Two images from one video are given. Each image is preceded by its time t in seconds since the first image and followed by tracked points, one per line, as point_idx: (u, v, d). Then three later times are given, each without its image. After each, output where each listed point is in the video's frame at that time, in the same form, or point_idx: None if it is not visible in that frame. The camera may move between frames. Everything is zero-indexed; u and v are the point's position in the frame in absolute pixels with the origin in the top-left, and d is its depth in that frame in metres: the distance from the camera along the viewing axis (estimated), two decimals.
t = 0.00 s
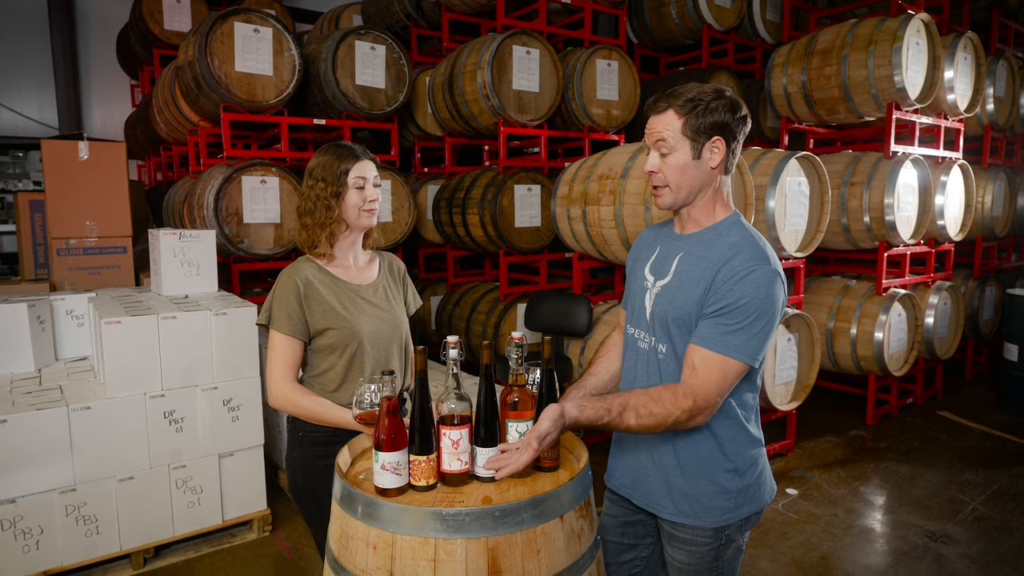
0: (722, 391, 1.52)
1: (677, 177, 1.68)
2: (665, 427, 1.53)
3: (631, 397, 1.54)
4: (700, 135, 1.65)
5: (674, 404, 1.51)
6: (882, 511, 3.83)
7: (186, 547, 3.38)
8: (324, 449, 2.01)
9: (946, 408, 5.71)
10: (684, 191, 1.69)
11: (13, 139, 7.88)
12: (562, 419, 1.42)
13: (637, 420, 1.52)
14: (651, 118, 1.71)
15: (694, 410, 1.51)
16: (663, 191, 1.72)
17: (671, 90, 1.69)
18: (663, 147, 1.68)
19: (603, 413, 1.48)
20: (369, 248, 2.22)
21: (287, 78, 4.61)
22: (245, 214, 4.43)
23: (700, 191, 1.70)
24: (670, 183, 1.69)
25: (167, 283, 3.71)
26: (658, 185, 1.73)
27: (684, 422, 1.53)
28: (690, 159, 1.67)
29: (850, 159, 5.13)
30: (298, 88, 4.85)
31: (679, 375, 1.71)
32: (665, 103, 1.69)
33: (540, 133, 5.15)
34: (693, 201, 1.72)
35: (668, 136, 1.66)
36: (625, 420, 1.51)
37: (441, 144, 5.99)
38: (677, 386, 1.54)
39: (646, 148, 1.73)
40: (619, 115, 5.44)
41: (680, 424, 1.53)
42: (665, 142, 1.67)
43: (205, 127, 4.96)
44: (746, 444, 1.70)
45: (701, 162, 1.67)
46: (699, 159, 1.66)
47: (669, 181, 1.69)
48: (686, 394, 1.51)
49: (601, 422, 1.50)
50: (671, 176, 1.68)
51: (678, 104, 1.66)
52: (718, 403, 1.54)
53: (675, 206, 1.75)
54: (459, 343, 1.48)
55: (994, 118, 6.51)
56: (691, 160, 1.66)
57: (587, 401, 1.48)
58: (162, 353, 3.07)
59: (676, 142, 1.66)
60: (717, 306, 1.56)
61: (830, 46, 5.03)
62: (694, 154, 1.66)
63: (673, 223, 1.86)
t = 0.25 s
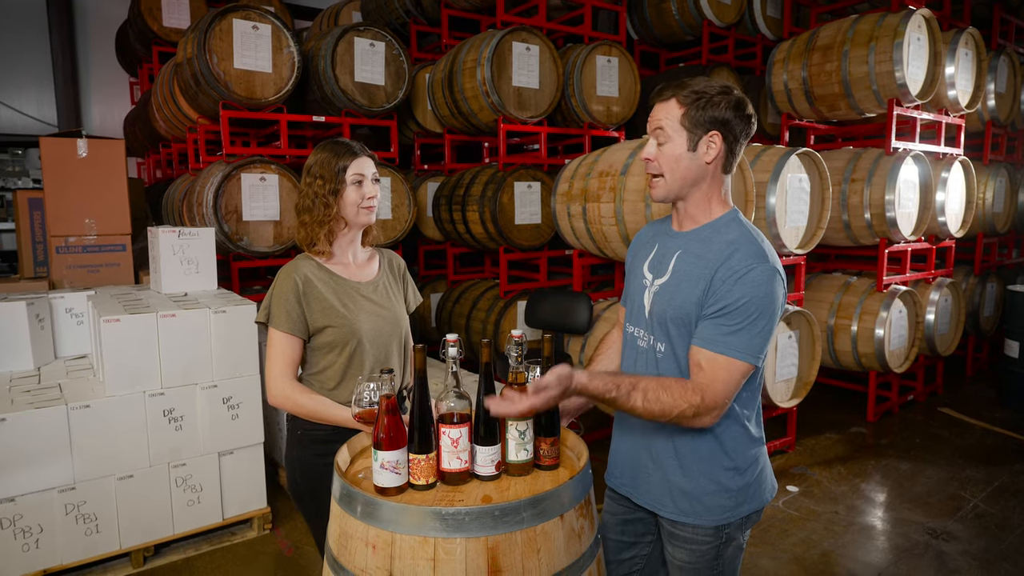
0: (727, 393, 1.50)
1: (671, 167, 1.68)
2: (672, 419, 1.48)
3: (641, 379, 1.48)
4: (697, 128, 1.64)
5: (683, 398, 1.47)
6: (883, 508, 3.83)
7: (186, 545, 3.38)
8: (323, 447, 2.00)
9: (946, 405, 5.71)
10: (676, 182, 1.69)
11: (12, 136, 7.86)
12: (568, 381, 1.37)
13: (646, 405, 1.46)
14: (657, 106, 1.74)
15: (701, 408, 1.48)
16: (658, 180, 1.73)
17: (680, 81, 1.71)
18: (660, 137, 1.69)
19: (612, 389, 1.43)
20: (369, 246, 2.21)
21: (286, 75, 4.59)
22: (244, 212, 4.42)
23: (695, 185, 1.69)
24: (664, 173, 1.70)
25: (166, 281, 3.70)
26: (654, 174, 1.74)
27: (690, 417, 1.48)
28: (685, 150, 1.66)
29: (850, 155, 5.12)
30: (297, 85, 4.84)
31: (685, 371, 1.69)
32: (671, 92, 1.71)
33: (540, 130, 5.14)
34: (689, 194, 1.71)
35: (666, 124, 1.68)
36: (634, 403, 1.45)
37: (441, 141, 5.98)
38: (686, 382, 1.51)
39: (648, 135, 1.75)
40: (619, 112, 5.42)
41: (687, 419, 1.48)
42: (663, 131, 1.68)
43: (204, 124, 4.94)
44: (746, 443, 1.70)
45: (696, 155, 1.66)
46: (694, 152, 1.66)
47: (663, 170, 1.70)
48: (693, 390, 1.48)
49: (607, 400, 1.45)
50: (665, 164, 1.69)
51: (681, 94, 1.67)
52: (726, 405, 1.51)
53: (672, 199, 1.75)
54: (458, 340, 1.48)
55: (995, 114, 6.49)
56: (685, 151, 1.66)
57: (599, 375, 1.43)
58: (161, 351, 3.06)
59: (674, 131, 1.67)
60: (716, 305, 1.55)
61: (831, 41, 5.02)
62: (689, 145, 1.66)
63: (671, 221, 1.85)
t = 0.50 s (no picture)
0: (718, 388, 1.49)
1: (666, 166, 1.69)
2: (666, 425, 1.46)
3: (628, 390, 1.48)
4: (690, 126, 1.64)
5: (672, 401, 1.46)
6: (884, 508, 3.82)
7: (185, 544, 3.37)
8: (322, 446, 2.00)
9: (948, 404, 5.70)
10: (672, 180, 1.70)
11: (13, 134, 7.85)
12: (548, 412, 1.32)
13: (636, 415, 1.45)
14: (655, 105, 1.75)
15: (692, 407, 1.46)
16: (655, 178, 1.74)
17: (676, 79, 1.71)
18: (656, 136, 1.70)
19: (597, 407, 1.40)
20: (369, 244, 2.21)
21: (286, 73, 4.58)
22: (244, 210, 4.41)
23: (692, 182, 1.69)
24: (659, 172, 1.71)
25: (166, 279, 3.69)
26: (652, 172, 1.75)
27: (683, 420, 1.47)
28: (679, 149, 1.66)
29: (852, 154, 5.10)
30: (297, 83, 4.83)
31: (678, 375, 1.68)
32: (667, 91, 1.71)
33: (541, 128, 5.13)
34: (687, 192, 1.71)
35: (661, 124, 1.68)
36: (623, 416, 1.44)
37: (441, 139, 5.97)
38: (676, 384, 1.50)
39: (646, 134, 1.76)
40: (620, 110, 5.41)
41: (680, 422, 1.47)
42: (658, 130, 1.69)
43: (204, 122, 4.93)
44: (748, 442, 1.69)
45: (691, 154, 1.66)
46: (688, 151, 1.66)
47: (659, 169, 1.71)
48: (682, 391, 1.47)
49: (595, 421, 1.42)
50: (660, 163, 1.70)
51: (676, 93, 1.67)
52: (718, 401, 1.50)
53: (671, 196, 1.75)
54: (458, 340, 1.47)
55: (997, 112, 6.47)
56: (680, 151, 1.67)
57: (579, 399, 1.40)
58: (161, 350, 3.06)
59: (668, 130, 1.67)
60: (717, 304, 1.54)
61: (833, 39, 5.00)
62: (683, 143, 1.66)
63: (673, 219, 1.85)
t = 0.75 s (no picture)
0: (732, 395, 1.49)
1: (659, 162, 1.69)
2: (688, 447, 1.48)
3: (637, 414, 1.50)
4: (684, 122, 1.64)
5: (690, 421, 1.48)
6: (886, 507, 3.81)
7: (186, 543, 3.37)
8: (321, 445, 1.99)
9: (950, 403, 5.68)
10: (665, 176, 1.69)
11: (14, 132, 7.86)
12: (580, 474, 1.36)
13: (657, 442, 1.48)
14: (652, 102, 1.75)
15: (708, 421, 1.48)
16: (649, 174, 1.74)
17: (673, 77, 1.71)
18: (651, 132, 1.70)
19: (618, 445, 1.44)
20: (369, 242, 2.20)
21: (287, 71, 4.57)
22: (245, 208, 4.41)
23: (685, 178, 1.68)
24: (653, 168, 1.71)
25: (167, 277, 3.69)
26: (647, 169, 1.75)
27: (702, 436, 1.48)
28: (672, 144, 1.66)
29: (854, 152, 5.09)
30: (298, 81, 4.82)
31: (690, 391, 1.67)
32: (664, 88, 1.71)
33: (542, 127, 5.12)
34: (681, 187, 1.70)
35: (656, 120, 1.68)
36: (645, 446, 1.47)
37: (442, 138, 5.96)
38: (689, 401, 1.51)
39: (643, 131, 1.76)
40: (621, 108, 5.39)
41: (702, 439, 1.48)
42: (652, 126, 1.69)
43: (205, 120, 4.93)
44: (748, 442, 1.68)
45: (684, 151, 1.66)
46: (681, 147, 1.65)
47: (653, 165, 1.71)
48: (697, 408, 1.49)
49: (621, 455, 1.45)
50: (654, 158, 1.70)
51: (672, 90, 1.67)
52: (734, 408, 1.50)
53: (665, 192, 1.74)
54: (458, 338, 1.46)
55: (999, 110, 6.45)
56: (673, 147, 1.66)
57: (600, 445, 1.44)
58: (161, 348, 3.05)
59: (662, 127, 1.67)
60: (715, 305, 1.53)
61: (835, 37, 4.98)
62: (676, 139, 1.65)
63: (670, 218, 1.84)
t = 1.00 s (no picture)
0: (735, 399, 1.49)
1: (655, 163, 1.69)
2: (690, 452, 1.48)
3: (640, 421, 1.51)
4: (680, 123, 1.63)
5: (692, 426, 1.48)
6: (886, 507, 3.80)
7: (185, 543, 3.37)
8: (319, 446, 1.99)
9: (950, 403, 5.68)
10: (662, 177, 1.69)
11: (14, 132, 7.85)
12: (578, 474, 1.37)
13: (659, 448, 1.48)
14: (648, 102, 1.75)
15: (711, 426, 1.47)
16: (647, 175, 1.74)
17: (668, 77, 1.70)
18: (647, 133, 1.69)
19: (620, 449, 1.45)
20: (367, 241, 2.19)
21: (286, 71, 4.56)
22: (244, 208, 4.40)
23: (682, 179, 1.68)
24: (650, 168, 1.71)
25: (165, 277, 3.68)
26: (644, 170, 1.75)
27: (705, 442, 1.48)
28: (668, 145, 1.66)
29: (854, 151, 5.08)
30: (297, 80, 4.81)
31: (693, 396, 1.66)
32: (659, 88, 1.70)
33: (542, 126, 5.11)
34: (679, 187, 1.69)
35: (651, 121, 1.68)
36: (647, 451, 1.48)
37: (442, 137, 5.95)
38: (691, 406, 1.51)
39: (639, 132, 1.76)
40: (621, 107, 5.38)
41: (704, 444, 1.48)
42: (648, 127, 1.69)
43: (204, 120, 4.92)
44: (748, 444, 1.67)
45: (680, 151, 1.65)
46: (677, 148, 1.65)
47: (650, 166, 1.70)
48: (699, 413, 1.49)
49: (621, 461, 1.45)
50: (651, 160, 1.70)
51: (667, 90, 1.66)
52: (736, 412, 1.50)
53: (663, 193, 1.74)
54: (455, 338, 1.45)
55: (1000, 109, 6.45)
56: (669, 147, 1.66)
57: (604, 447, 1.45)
58: (159, 348, 3.05)
59: (658, 128, 1.66)
60: (714, 308, 1.52)
61: (835, 37, 4.97)
62: (672, 140, 1.65)
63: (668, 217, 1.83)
